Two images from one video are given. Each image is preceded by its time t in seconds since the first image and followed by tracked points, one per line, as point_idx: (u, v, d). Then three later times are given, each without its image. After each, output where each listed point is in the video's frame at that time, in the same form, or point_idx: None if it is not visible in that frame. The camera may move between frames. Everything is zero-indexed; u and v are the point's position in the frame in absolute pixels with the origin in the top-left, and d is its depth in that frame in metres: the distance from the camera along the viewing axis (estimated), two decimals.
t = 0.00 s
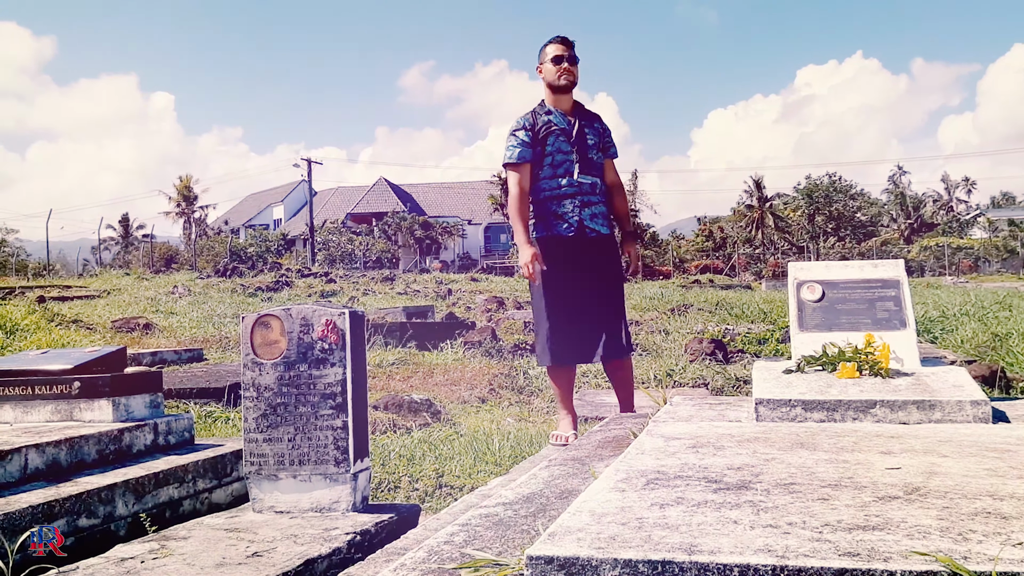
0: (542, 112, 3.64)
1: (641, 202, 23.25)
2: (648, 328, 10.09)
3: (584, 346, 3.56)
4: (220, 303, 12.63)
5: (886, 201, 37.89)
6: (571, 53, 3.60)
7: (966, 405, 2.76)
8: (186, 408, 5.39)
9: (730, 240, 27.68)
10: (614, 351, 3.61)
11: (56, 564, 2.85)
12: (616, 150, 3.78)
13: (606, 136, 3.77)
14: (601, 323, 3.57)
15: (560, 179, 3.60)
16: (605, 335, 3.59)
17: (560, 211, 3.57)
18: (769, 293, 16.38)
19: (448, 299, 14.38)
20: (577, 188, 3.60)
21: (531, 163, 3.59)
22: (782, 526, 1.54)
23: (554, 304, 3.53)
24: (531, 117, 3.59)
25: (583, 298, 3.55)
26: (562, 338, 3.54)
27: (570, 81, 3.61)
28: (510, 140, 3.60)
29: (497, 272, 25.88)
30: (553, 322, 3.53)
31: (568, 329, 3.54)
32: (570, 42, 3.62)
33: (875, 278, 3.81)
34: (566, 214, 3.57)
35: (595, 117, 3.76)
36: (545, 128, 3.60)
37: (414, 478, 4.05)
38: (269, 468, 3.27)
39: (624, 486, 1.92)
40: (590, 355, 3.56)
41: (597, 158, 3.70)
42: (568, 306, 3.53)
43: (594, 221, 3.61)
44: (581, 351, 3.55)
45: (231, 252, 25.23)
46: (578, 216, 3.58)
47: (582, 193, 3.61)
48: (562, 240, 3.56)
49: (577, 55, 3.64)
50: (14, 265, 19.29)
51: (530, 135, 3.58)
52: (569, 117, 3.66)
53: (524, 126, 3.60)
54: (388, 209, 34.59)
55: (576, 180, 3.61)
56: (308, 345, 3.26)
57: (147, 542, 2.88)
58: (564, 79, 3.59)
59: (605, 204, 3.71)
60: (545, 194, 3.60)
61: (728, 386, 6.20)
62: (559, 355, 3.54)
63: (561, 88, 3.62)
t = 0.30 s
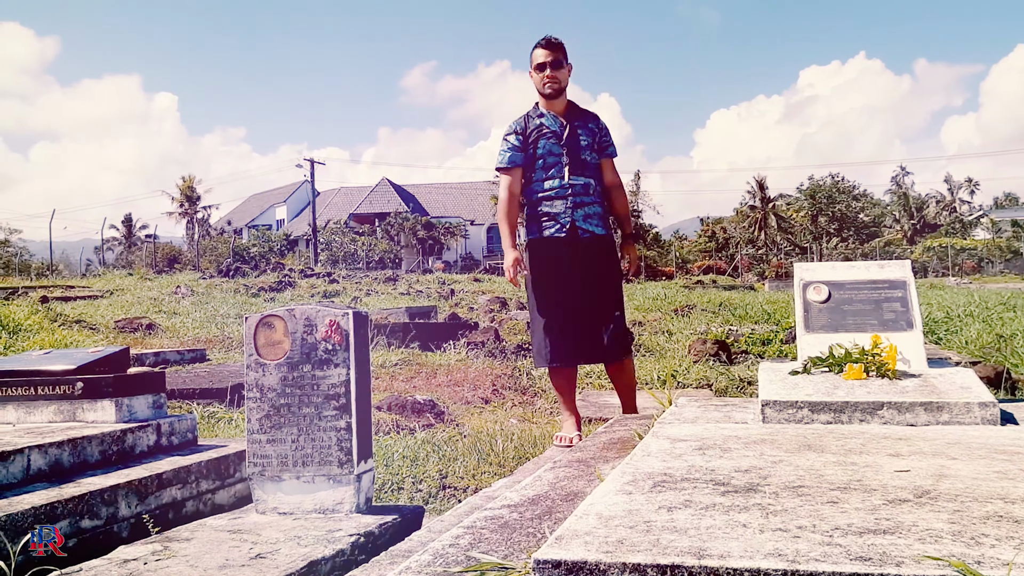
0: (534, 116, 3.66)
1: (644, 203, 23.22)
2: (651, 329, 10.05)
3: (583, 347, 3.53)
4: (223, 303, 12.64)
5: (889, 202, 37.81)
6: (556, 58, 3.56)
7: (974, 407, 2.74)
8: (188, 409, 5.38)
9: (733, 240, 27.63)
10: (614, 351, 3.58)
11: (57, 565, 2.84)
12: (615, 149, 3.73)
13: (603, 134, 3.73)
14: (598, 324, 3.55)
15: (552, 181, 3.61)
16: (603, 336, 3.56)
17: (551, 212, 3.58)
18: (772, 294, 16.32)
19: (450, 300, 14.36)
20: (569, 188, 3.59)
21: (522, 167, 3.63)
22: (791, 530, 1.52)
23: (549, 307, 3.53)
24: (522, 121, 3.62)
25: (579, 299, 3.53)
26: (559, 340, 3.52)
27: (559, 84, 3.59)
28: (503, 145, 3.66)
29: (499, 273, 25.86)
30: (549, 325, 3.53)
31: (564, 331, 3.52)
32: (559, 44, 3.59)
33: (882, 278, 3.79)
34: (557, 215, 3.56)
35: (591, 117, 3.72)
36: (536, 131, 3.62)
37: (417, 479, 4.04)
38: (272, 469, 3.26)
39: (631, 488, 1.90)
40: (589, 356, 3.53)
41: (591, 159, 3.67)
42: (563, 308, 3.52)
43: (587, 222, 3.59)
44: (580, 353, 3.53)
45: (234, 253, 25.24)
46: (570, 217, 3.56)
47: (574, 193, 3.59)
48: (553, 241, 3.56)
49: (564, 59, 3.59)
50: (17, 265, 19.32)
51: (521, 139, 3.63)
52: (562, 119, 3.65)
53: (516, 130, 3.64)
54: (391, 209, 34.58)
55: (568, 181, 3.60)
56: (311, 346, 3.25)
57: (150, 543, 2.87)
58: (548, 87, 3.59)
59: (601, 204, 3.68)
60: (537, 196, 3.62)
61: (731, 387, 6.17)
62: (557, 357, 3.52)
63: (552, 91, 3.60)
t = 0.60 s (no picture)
0: (527, 121, 3.69)
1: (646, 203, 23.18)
2: (653, 330, 10.02)
3: (584, 348, 3.52)
4: (224, 305, 12.63)
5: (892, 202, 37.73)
6: (535, 63, 3.57)
7: (978, 410, 2.72)
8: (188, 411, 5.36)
9: (735, 241, 27.59)
10: (615, 352, 3.57)
11: (56, 568, 2.82)
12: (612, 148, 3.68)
13: (599, 133, 3.69)
14: (598, 325, 3.54)
15: (546, 183, 3.62)
16: (603, 337, 3.55)
17: (546, 214, 3.58)
18: (774, 294, 16.27)
19: (452, 301, 14.34)
20: (562, 190, 3.58)
21: (517, 172, 3.68)
22: (795, 536, 1.51)
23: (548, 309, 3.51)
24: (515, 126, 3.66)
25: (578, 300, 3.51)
26: (559, 342, 3.51)
27: (546, 88, 3.59)
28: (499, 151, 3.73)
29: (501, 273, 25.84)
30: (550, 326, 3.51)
31: (564, 333, 3.51)
32: (543, 47, 3.58)
33: (885, 280, 3.77)
34: (551, 216, 3.56)
35: (587, 116, 3.69)
36: (530, 135, 3.65)
37: (418, 482, 4.02)
38: (272, 472, 3.24)
39: (633, 493, 1.88)
40: (589, 357, 3.52)
41: (585, 159, 3.64)
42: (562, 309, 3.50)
43: (582, 223, 3.57)
44: (581, 354, 3.52)
45: (235, 254, 25.23)
46: (565, 218, 3.55)
47: (567, 195, 3.58)
48: (548, 243, 3.55)
49: (547, 62, 3.58)
50: (19, 265, 19.32)
51: (514, 144, 3.68)
52: (555, 121, 3.65)
53: (510, 136, 3.70)
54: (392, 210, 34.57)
55: (562, 183, 3.59)
56: (312, 348, 3.23)
57: (149, 547, 2.85)
58: (530, 92, 3.60)
59: (599, 205, 3.65)
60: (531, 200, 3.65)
61: (734, 389, 6.15)
62: (557, 360, 3.51)
63: (541, 95, 3.61)
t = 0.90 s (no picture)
0: (524, 124, 3.68)
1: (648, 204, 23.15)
2: (655, 331, 10.00)
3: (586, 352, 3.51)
4: (226, 305, 12.63)
5: (895, 203, 37.64)
6: (528, 66, 3.56)
7: (980, 414, 2.70)
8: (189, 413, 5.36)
9: (737, 242, 27.56)
10: (616, 355, 3.56)
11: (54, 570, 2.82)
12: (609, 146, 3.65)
13: (597, 132, 3.65)
14: (598, 327, 3.53)
15: (544, 187, 3.62)
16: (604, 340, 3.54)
17: (545, 218, 3.57)
18: (777, 296, 16.23)
19: (454, 302, 14.33)
20: (560, 193, 3.58)
21: (516, 177, 3.68)
22: (795, 544, 1.49)
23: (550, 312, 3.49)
24: (512, 130, 3.66)
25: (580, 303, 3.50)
26: (561, 345, 3.49)
27: (538, 91, 3.58)
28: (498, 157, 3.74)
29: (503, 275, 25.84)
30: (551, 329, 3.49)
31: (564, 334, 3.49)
32: (534, 50, 3.57)
33: (887, 282, 3.75)
34: (550, 220, 3.56)
35: (584, 115, 3.66)
36: (526, 139, 3.65)
37: (418, 484, 4.01)
38: (271, 475, 3.23)
39: (631, 499, 1.87)
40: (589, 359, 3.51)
41: (583, 160, 3.62)
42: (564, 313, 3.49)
43: (581, 226, 3.56)
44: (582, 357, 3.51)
45: (237, 255, 25.25)
46: (563, 222, 3.54)
47: (565, 199, 3.57)
48: (546, 246, 3.55)
49: (540, 65, 3.57)
50: (22, 266, 19.36)
51: (512, 148, 3.69)
52: (551, 123, 3.63)
53: (508, 140, 3.70)
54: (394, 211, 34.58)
55: (560, 187, 3.58)
56: (310, 351, 3.22)
57: (148, 551, 2.84)
58: (526, 96, 3.59)
59: (599, 207, 3.63)
60: (530, 204, 3.65)
61: (735, 391, 6.12)
62: (559, 363, 3.49)
63: (535, 98, 3.60)
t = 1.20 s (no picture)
0: (526, 124, 3.67)
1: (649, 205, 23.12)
2: (656, 333, 9.98)
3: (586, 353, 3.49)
4: (227, 308, 12.63)
5: (896, 203, 37.57)
6: (533, 66, 3.55)
7: (981, 417, 2.68)
8: (189, 416, 5.35)
9: (739, 242, 27.52)
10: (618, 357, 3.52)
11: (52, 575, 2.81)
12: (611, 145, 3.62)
13: (597, 132, 3.63)
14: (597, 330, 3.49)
15: (544, 188, 3.62)
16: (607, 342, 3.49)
17: (544, 220, 3.57)
18: (778, 297, 16.20)
19: (455, 303, 14.32)
20: (560, 195, 3.58)
21: (515, 177, 3.69)
22: (793, 549, 1.48)
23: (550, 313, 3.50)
24: (513, 130, 3.66)
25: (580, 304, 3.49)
26: (560, 345, 3.50)
27: (539, 91, 3.57)
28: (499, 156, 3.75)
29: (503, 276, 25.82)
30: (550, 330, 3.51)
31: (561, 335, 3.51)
32: (536, 50, 3.56)
33: (887, 284, 3.73)
34: (549, 222, 3.55)
35: (585, 116, 3.64)
36: (527, 139, 3.65)
37: (418, 488, 3.99)
38: (270, 479, 3.22)
39: (629, 503, 1.86)
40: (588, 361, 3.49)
41: (583, 160, 3.60)
42: (564, 313, 3.49)
43: (580, 229, 3.55)
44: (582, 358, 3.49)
45: (238, 256, 25.25)
46: (562, 224, 3.54)
47: (565, 201, 3.57)
48: (546, 248, 3.55)
49: (544, 64, 3.57)
50: (22, 268, 19.38)
51: (512, 148, 3.69)
52: (551, 123, 3.62)
53: (509, 139, 3.70)
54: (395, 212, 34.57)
55: (559, 188, 3.58)
56: (309, 354, 3.21)
57: (145, 555, 2.84)
58: (530, 95, 3.58)
59: (600, 209, 3.61)
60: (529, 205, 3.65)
61: (736, 392, 6.10)
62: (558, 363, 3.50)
63: (536, 98, 3.59)
